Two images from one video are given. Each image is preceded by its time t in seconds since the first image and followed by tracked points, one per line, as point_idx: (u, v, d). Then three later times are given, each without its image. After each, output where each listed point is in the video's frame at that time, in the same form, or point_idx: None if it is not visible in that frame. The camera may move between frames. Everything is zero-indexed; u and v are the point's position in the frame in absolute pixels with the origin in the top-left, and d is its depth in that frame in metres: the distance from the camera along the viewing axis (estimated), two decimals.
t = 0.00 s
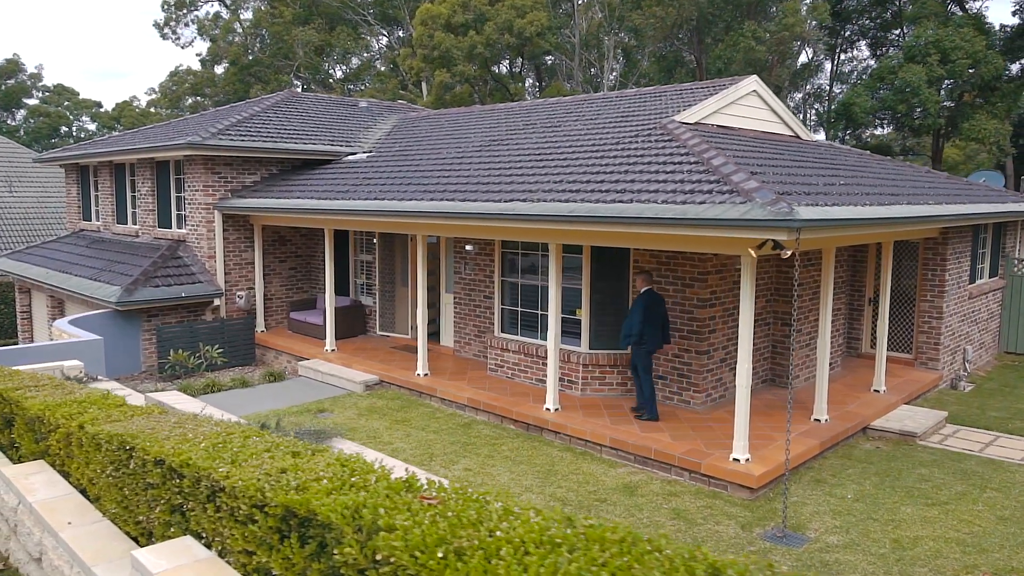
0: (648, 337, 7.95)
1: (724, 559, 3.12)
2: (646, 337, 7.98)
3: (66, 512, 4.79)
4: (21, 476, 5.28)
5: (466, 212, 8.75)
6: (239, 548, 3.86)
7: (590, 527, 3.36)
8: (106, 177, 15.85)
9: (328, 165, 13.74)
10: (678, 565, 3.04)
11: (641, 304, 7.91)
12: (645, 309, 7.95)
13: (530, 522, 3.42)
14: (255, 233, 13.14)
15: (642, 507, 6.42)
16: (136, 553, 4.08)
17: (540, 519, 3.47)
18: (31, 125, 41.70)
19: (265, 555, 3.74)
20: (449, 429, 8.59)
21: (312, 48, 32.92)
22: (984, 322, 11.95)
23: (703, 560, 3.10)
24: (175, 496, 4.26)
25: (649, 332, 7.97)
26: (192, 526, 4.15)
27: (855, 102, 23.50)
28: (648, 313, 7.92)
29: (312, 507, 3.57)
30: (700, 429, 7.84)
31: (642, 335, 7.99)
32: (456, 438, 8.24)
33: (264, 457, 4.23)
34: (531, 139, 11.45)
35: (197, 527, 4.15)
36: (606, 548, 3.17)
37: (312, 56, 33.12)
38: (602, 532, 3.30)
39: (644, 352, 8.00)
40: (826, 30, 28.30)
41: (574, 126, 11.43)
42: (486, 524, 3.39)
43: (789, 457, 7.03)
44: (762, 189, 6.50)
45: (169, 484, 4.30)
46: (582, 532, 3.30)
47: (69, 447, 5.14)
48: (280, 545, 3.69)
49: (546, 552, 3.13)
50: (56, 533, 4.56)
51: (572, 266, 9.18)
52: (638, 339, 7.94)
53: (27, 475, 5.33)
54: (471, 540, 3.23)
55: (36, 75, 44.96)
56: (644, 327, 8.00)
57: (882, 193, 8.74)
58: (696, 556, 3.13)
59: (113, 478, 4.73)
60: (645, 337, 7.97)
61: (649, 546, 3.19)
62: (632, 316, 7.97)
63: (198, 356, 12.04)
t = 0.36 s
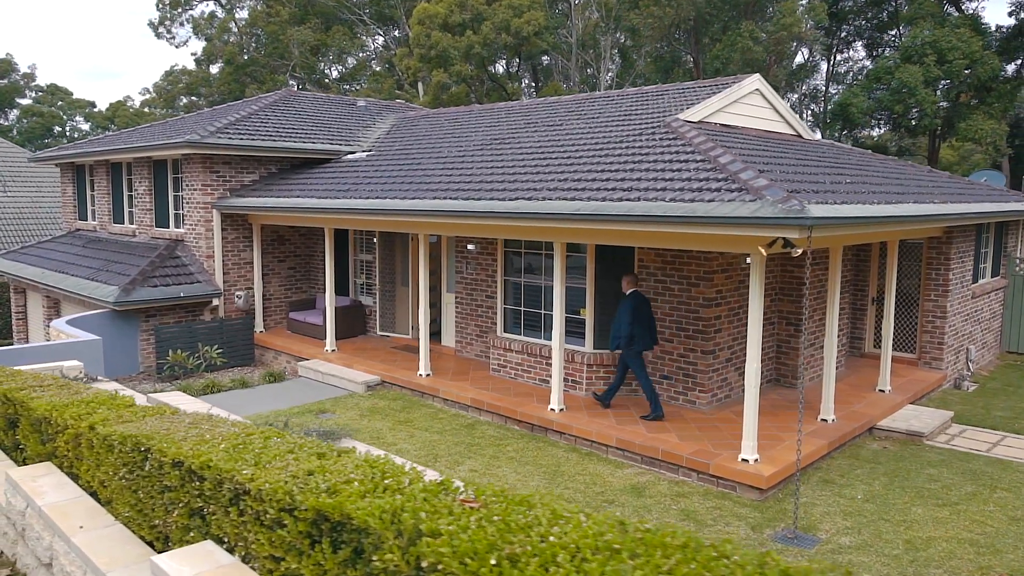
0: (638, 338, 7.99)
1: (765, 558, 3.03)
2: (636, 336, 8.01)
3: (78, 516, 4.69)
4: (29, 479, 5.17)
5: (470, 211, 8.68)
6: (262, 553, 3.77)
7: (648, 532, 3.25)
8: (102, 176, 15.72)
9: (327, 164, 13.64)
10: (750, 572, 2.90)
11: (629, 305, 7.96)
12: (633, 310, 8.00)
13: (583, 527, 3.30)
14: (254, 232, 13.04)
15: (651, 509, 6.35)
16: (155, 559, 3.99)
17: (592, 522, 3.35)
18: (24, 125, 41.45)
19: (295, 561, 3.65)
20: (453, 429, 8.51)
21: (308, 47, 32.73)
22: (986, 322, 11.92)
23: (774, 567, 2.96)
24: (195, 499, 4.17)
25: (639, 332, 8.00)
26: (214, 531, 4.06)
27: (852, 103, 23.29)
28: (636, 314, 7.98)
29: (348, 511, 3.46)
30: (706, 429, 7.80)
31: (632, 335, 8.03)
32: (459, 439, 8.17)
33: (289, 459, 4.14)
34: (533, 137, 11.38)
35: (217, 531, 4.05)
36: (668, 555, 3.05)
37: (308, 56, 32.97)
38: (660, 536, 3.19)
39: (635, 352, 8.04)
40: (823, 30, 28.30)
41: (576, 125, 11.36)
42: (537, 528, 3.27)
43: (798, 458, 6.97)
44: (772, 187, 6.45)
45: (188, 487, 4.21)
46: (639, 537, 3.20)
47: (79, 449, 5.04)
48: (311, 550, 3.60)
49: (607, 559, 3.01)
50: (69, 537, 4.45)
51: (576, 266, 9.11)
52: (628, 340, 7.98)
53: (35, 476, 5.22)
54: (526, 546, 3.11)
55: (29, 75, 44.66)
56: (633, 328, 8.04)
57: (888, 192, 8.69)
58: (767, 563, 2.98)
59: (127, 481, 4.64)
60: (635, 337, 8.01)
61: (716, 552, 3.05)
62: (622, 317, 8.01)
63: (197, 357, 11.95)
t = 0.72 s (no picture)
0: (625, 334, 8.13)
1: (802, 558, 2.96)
2: (621, 334, 8.12)
3: (90, 520, 4.57)
4: (38, 483, 5.05)
5: (473, 210, 8.59)
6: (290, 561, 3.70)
7: (714, 541, 3.05)
8: (98, 175, 15.57)
9: (327, 163, 13.54)
10: None
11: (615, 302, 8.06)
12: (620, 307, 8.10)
13: (644, 537, 3.11)
14: (253, 231, 12.92)
15: (660, 510, 6.29)
16: (177, 566, 3.88)
17: (653, 531, 3.16)
18: (17, 124, 41.18)
19: (328, 570, 3.56)
20: (456, 430, 8.42)
21: (304, 47, 32.50)
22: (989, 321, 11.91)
23: None
24: (217, 505, 4.08)
25: (625, 329, 8.12)
26: (238, 538, 3.97)
27: (850, 102, 23.33)
28: (625, 311, 8.08)
29: (388, 520, 3.35)
30: (713, 429, 7.74)
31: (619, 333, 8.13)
32: (463, 440, 8.09)
33: (316, 463, 4.05)
34: (536, 136, 11.29)
35: (240, 537, 3.96)
36: (742, 567, 2.86)
37: (303, 55, 32.76)
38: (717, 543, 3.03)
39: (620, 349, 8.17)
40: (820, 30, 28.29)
41: (578, 123, 11.29)
42: (593, 538, 3.10)
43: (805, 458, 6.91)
44: (783, 185, 6.38)
45: (210, 492, 4.12)
46: (704, 546, 3.00)
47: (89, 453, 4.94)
48: (345, 559, 3.51)
49: (677, 571, 2.81)
50: (81, 544, 4.31)
51: (580, 265, 9.03)
52: (615, 337, 8.10)
53: (44, 480, 5.11)
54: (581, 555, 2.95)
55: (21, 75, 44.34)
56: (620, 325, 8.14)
57: (895, 191, 8.63)
58: None
59: (142, 485, 4.55)
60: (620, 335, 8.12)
61: (791, 563, 2.86)
62: (608, 312, 8.11)
63: (196, 357, 11.84)
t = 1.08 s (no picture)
0: (609, 330, 8.09)
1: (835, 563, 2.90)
2: (607, 329, 8.11)
3: (102, 530, 4.47)
4: (47, 490, 4.94)
5: (478, 208, 8.51)
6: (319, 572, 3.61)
7: (783, 556, 2.89)
8: (94, 174, 15.42)
9: (326, 161, 13.44)
10: None
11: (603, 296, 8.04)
12: (608, 302, 8.06)
13: (710, 552, 2.96)
14: (252, 230, 12.81)
15: (670, 511, 6.22)
16: None
17: (717, 546, 3.02)
18: (9, 123, 40.87)
19: None
20: (460, 431, 8.35)
21: (299, 45, 32.33)
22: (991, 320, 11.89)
23: None
24: (241, 515, 4.00)
25: (611, 325, 8.09)
26: (264, 549, 3.88)
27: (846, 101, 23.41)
28: (612, 306, 8.05)
29: (431, 533, 3.23)
30: (719, 429, 7.70)
31: (606, 328, 8.11)
32: (468, 441, 8.01)
33: (348, 472, 3.95)
34: (538, 134, 11.21)
35: (267, 547, 3.88)
36: None
37: (299, 53, 32.59)
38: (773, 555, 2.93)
39: (605, 342, 8.18)
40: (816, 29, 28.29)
41: (581, 121, 11.21)
42: (657, 554, 2.95)
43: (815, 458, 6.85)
44: (794, 183, 6.32)
45: (232, 501, 4.03)
46: (776, 563, 2.84)
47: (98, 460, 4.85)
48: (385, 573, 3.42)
49: None
50: (97, 554, 4.21)
51: (584, 263, 8.96)
52: (600, 330, 8.10)
53: (53, 487, 5.00)
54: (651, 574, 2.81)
55: (13, 73, 43.99)
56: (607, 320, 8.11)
57: (901, 189, 8.58)
58: None
59: (159, 493, 4.46)
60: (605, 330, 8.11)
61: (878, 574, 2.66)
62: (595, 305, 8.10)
63: (196, 358, 11.73)
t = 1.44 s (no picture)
0: (597, 330, 8.13)
1: (865, 565, 2.85)
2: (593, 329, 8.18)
3: (116, 537, 4.38)
4: (57, 496, 4.85)
5: (481, 207, 8.43)
6: None
7: (864, 569, 2.80)
8: (90, 173, 15.28)
9: (325, 160, 13.34)
10: None
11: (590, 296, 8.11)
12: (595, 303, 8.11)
13: (785, 564, 2.86)
14: (251, 229, 12.71)
15: (679, 513, 6.16)
16: None
17: (790, 556, 2.92)
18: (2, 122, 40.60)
19: None
20: (464, 432, 8.27)
21: (295, 44, 32.17)
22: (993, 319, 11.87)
23: None
24: (267, 522, 3.91)
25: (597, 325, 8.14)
26: (292, 558, 3.80)
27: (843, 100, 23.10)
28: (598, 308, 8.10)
29: (480, 543, 3.14)
30: (726, 429, 7.65)
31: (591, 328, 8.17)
32: (472, 442, 7.93)
33: (381, 478, 3.87)
34: (540, 133, 11.14)
35: (295, 557, 3.80)
36: None
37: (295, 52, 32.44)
38: (818, 563, 2.88)
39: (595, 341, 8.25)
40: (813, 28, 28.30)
41: (583, 120, 11.15)
42: (727, 568, 2.86)
43: (824, 459, 6.79)
44: (804, 182, 6.26)
45: (258, 508, 3.95)
46: None
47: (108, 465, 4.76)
48: None
49: None
50: (112, 563, 4.12)
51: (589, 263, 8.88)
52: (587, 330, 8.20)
53: (63, 493, 4.91)
54: None
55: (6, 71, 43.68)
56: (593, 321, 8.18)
57: (907, 188, 8.54)
58: None
59: (177, 499, 4.37)
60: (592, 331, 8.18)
61: None
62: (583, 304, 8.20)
63: (195, 358, 11.62)
